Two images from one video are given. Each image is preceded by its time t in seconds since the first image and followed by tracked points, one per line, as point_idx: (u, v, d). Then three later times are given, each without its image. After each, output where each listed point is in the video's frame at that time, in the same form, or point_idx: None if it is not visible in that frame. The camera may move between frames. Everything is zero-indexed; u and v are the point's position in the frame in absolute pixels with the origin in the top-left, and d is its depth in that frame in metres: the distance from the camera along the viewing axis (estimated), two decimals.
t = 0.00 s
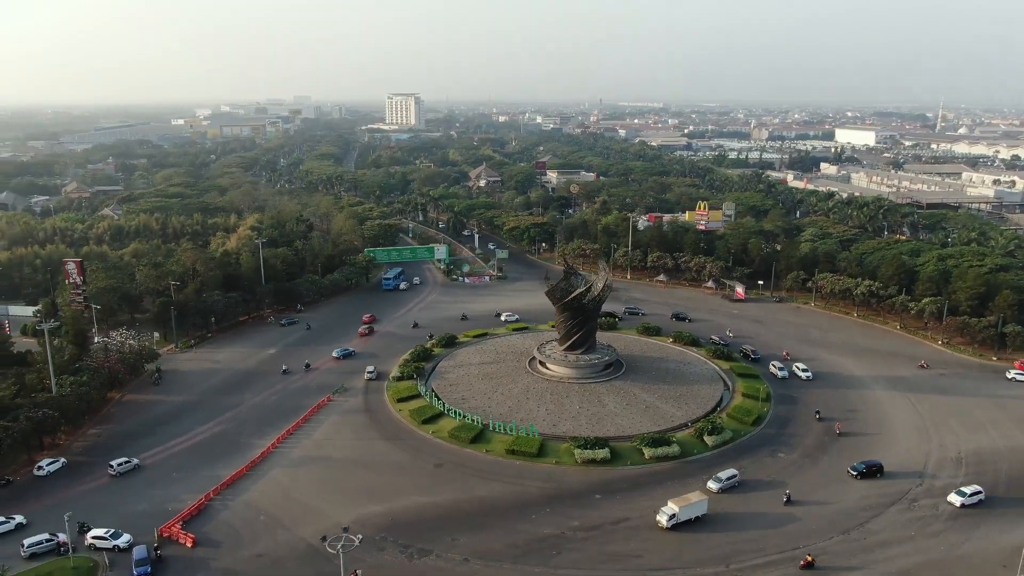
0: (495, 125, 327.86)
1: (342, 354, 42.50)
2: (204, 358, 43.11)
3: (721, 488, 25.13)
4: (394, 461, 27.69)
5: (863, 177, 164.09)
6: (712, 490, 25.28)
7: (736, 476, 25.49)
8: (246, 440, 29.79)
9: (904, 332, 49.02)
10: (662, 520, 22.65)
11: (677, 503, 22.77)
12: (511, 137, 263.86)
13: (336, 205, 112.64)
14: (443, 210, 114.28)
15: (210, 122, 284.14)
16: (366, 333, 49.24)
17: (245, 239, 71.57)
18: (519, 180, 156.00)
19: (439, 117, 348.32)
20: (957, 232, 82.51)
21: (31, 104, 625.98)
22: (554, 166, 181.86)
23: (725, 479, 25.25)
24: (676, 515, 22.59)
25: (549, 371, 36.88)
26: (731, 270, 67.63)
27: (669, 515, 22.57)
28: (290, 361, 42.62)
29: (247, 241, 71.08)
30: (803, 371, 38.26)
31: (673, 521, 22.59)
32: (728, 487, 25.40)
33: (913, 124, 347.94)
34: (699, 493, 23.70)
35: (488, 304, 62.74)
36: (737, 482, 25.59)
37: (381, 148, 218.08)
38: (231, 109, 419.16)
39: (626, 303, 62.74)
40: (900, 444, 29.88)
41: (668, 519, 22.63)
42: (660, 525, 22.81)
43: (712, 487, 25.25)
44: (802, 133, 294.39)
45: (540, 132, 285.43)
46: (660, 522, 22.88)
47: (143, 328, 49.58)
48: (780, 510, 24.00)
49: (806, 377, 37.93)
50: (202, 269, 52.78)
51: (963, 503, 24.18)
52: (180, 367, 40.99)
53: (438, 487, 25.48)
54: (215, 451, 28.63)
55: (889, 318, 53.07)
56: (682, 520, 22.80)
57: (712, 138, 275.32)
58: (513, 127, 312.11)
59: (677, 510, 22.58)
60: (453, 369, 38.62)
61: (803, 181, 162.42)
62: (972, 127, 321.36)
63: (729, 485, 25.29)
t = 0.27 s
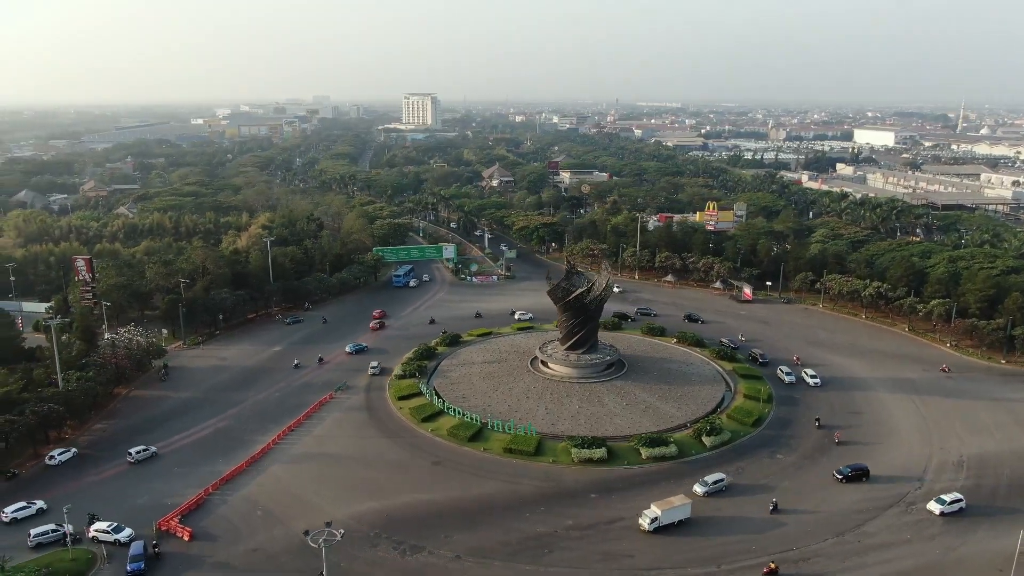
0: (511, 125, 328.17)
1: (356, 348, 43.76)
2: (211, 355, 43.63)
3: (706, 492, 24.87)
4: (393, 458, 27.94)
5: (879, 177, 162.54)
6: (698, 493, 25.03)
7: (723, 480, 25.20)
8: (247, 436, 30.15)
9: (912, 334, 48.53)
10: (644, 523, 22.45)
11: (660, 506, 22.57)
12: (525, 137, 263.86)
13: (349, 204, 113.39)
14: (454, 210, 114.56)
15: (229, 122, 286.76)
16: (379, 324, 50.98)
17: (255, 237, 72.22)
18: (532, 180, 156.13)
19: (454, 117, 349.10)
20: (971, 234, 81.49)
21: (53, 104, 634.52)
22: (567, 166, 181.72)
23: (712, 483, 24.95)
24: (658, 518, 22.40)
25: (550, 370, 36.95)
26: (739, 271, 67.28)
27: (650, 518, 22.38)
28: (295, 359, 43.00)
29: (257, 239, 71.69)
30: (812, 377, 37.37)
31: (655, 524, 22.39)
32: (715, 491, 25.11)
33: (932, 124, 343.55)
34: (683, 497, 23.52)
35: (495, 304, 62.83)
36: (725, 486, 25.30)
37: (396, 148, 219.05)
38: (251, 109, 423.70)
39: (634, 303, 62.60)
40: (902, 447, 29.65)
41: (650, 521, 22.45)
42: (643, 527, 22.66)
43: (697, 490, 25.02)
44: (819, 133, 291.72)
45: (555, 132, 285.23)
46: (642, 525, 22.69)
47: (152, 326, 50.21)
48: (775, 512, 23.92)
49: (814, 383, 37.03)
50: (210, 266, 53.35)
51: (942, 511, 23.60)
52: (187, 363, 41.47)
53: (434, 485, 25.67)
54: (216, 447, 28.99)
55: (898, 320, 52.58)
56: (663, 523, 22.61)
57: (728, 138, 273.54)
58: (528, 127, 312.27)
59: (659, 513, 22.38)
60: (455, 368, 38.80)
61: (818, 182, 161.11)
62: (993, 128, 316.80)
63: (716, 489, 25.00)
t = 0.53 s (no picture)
0: (525, 125, 327.88)
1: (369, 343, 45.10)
2: (217, 352, 44.17)
3: (691, 496, 24.61)
4: (391, 456, 28.18)
5: (895, 178, 160.67)
6: (682, 496, 24.76)
7: (709, 484, 24.89)
8: (249, 432, 30.55)
9: (920, 336, 48.09)
10: (625, 526, 22.33)
11: (641, 510, 22.42)
12: (539, 137, 263.53)
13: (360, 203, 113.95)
14: (465, 209, 114.79)
15: (245, 121, 289.00)
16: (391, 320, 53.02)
17: (265, 236, 72.86)
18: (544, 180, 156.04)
19: (469, 117, 349.32)
20: (986, 235, 80.43)
21: (74, 104, 642.91)
22: (580, 166, 181.42)
23: (697, 487, 24.66)
24: (640, 521, 22.24)
25: (552, 370, 37.04)
26: (748, 272, 66.96)
27: (632, 521, 22.24)
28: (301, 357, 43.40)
29: (267, 238, 72.34)
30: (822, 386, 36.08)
31: (636, 528, 22.24)
32: (701, 494, 24.85)
33: (952, 124, 338.68)
34: (667, 500, 23.33)
35: (501, 303, 62.96)
36: (711, 490, 25.02)
37: (410, 147, 219.72)
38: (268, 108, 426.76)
39: (641, 304, 62.48)
40: (902, 450, 29.45)
41: (631, 524, 22.31)
42: (624, 530, 22.48)
43: (682, 493, 24.78)
44: (837, 133, 288.79)
45: (569, 132, 284.52)
46: (623, 528, 22.55)
47: (162, 323, 50.90)
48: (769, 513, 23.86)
49: (822, 391, 35.97)
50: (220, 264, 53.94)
51: (919, 519, 23.20)
52: (193, 360, 42.01)
53: (430, 482, 25.87)
54: (218, 442, 29.41)
55: (906, 322, 52.11)
56: (646, 527, 22.44)
57: (744, 139, 271.47)
58: (542, 128, 311.80)
59: (641, 517, 22.24)
60: (458, 367, 39.01)
61: (834, 182, 159.59)
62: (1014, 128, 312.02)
63: (701, 492, 24.70)
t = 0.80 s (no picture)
0: (540, 125, 327.67)
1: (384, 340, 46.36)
2: (224, 349, 44.70)
3: (673, 499, 24.50)
4: (389, 453, 28.41)
5: (912, 179, 158.78)
6: (665, 499, 24.70)
7: (693, 487, 24.75)
8: (251, 428, 30.94)
9: (928, 339, 47.61)
10: (606, 529, 22.16)
11: (622, 512, 22.28)
12: (553, 138, 263.19)
13: (372, 203, 114.57)
14: (476, 209, 115.00)
15: (263, 121, 291.34)
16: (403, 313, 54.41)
17: (276, 235, 73.50)
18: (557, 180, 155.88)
19: (484, 117, 349.62)
20: (1002, 237, 79.34)
21: (94, 103, 650.95)
22: (593, 166, 181.12)
23: (680, 490, 24.59)
24: (621, 524, 22.09)
25: (553, 369, 37.12)
26: (757, 273, 66.60)
27: (613, 523, 22.10)
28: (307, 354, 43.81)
29: (278, 237, 72.99)
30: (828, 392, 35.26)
31: (617, 531, 22.07)
32: (684, 498, 24.70)
33: (973, 125, 333.70)
34: (650, 503, 23.18)
35: (508, 303, 63.08)
36: (695, 494, 24.87)
37: (425, 147, 220.46)
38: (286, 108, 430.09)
39: (648, 304, 62.33)
40: (903, 453, 29.22)
41: (613, 527, 22.13)
42: (605, 533, 22.31)
43: (664, 497, 24.70)
44: (856, 134, 285.58)
45: (584, 132, 283.77)
46: (604, 531, 22.38)
47: (171, 320, 51.59)
48: (763, 515, 23.82)
49: (828, 399, 35.05)
50: (229, 262, 54.55)
51: (894, 526, 22.85)
52: (200, 357, 42.55)
53: (427, 479, 26.08)
54: (220, 438, 29.83)
55: (915, 324, 51.60)
56: (627, 530, 22.28)
57: (760, 139, 269.32)
58: (557, 128, 311.38)
59: (621, 519, 22.10)
60: (460, 366, 39.21)
61: (850, 183, 157.99)
62: None
63: (684, 496, 24.60)
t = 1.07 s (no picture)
0: (556, 125, 327.22)
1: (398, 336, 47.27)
2: (232, 346, 45.22)
3: (655, 501, 24.41)
4: (388, 450, 28.68)
5: (930, 180, 156.85)
6: (647, 502, 24.62)
7: (676, 490, 24.63)
8: (253, 424, 31.34)
9: (936, 341, 47.15)
10: (586, 531, 22.13)
11: (603, 514, 22.23)
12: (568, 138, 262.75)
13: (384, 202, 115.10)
14: (488, 209, 115.17)
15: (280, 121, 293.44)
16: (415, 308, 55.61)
17: (287, 234, 74.12)
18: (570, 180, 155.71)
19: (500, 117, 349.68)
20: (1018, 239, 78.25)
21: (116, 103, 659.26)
22: (606, 166, 180.69)
23: (662, 492, 24.48)
24: (601, 526, 22.05)
25: (555, 369, 37.21)
26: (766, 274, 66.23)
27: (592, 525, 22.06)
28: (313, 352, 44.24)
29: (289, 236, 73.59)
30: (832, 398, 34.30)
31: (597, 533, 22.03)
32: (667, 501, 24.58)
33: (995, 125, 328.80)
34: (631, 505, 23.10)
35: (515, 302, 63.20)
36: (678, 497, 24.73)
37: (439, 147, 221.05)
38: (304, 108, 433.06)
39: (655, 305, 62.15)
40: (903, 455, 29.01)
41: (593, 529, 22.09)
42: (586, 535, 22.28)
43: (647, 499, 24.62)
44: (875, 134, 282.24)
45: (599, 133, 282.88)
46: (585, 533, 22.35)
47: (181, 317, 52.29)
48: (757, 517, 23.79)
49: (832, 405, 33.95)
50: (238, 260, 55.17)
51: (868, 532, 22.54)
52: (208, 354, 43.10)
53: (423, 477, 26.30)
54: (223, 434, 30.26)
55: (924, 326, 51.11)
56: (608, 532, 22.22)
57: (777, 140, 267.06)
58: (572, 128, 310.80)
59: (602, 521, 22.06)
60: (463, 365, 39.43)
61: (866, 184, 156.34)
62: None
63: (667, 498, 24.48)
